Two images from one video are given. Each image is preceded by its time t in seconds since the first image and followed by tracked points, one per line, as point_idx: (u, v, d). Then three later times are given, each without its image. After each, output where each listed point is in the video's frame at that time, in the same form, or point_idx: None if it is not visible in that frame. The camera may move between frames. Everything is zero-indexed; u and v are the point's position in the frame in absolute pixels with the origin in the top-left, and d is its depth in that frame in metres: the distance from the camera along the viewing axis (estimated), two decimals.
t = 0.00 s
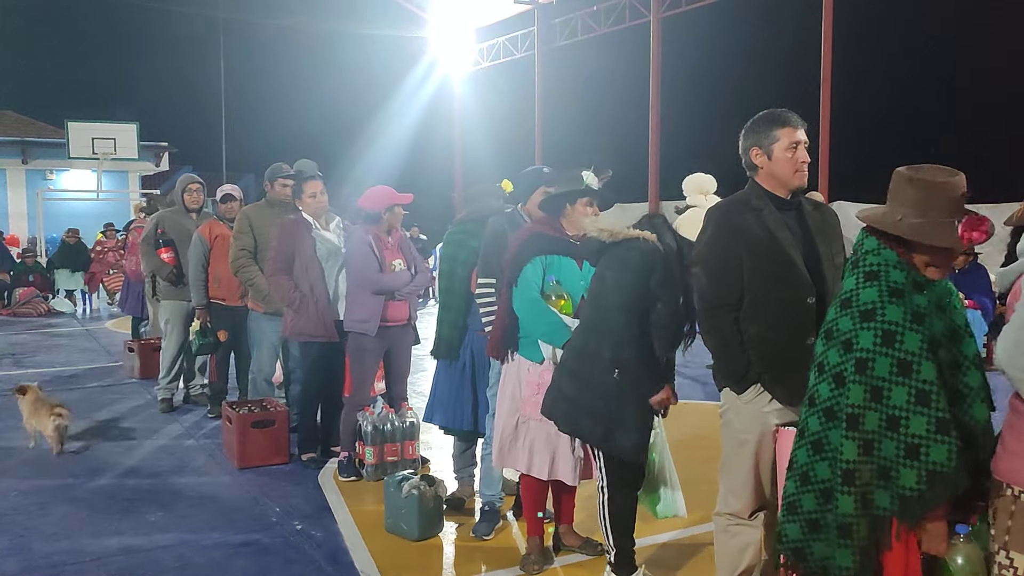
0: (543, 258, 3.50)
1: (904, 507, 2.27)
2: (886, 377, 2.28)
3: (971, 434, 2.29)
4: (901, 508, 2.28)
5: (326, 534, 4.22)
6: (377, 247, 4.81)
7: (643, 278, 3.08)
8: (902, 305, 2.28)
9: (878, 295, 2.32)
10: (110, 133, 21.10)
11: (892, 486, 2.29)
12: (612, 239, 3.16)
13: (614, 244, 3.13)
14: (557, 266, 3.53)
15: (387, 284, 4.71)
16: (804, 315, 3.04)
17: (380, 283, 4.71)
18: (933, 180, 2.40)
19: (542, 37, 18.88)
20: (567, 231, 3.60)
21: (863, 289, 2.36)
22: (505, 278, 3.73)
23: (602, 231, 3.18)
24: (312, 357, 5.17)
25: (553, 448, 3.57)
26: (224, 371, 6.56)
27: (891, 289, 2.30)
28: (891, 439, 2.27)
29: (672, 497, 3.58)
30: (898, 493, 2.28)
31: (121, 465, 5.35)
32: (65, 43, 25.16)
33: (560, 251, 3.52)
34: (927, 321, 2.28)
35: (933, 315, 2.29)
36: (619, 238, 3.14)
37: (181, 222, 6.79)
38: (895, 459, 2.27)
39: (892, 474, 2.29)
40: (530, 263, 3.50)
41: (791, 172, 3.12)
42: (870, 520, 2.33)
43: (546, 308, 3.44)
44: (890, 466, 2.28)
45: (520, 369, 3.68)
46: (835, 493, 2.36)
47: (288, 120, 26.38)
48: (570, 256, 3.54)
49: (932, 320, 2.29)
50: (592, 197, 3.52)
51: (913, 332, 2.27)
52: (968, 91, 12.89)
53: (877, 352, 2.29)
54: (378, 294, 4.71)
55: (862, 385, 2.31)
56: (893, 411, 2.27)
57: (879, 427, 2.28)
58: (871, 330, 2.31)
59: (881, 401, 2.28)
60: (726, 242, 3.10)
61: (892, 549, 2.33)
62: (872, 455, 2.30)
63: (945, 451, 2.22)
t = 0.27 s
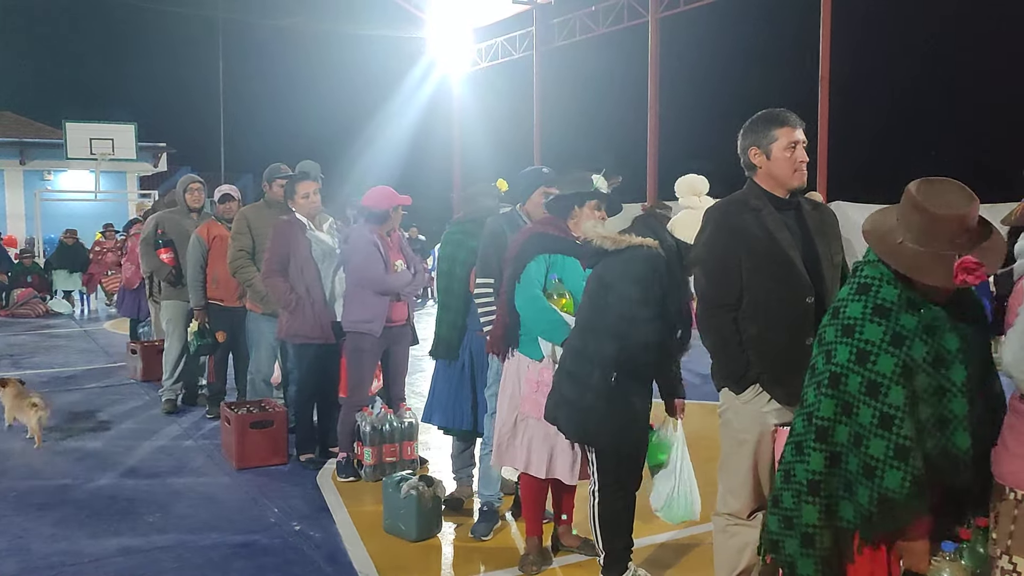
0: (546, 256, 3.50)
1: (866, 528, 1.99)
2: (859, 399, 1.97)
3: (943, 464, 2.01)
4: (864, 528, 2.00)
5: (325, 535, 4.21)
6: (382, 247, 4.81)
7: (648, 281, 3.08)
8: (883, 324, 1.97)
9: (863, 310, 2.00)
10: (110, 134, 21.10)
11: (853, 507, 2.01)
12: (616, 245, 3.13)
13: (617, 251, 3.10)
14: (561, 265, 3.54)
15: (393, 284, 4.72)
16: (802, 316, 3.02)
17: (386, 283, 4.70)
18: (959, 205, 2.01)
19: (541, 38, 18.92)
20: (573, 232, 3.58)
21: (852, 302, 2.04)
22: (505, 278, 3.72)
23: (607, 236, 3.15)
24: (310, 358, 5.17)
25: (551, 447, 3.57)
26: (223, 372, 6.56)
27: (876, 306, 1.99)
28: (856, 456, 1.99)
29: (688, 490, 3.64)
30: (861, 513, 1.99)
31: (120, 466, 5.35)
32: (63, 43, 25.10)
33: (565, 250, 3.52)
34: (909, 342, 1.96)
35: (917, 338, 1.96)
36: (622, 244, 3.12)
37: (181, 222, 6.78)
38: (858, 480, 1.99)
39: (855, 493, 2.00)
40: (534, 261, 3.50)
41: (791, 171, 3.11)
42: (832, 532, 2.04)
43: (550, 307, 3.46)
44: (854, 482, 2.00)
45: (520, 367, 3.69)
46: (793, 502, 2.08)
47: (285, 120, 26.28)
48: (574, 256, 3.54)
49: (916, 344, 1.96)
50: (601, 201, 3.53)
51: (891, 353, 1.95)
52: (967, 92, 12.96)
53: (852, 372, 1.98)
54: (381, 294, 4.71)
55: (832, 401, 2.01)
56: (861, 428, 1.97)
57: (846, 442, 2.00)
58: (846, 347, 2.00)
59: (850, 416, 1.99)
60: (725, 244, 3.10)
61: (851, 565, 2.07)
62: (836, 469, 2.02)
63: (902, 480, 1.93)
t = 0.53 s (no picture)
0: (548, 256, 3.50)
1: (839, 546, 2.05)
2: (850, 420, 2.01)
3: (933, 500, 1.95)
4: (838, 545, 2.05)
5: (325, 536, 4.21)
6: (387, 249, 4.83)
7: (655, 283, 3.07)
8: (879, 351, 1.97)
9: (861, 333, 2.01)
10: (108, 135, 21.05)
11: (838, 523, 2.05)
12: (625, 249, 3.12)
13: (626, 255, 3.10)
14: (564, 264, 3.53)
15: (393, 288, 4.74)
16: (802, 317, 3.02)
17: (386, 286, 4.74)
18: (971, 243, 1.95)
19: (541, 38, 18.85)
20: (577, 234, 3.61)
21: (853, 323, 2.05)
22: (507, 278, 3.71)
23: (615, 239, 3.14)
24: (306, 359, 5.12)
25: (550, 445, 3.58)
26: (223, 373, 6.56)
27: (874, 333, 1.99)
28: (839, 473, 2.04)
29: (708, 492, 3.90)
30: (836, 530, 2.05)
31: (120, 467, 5.35)
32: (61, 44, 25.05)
33: (568, 251, 3.52)
34: (902, 371, 1.95)
35: (913, 368, 1.95)
36: (632, 250, 3.11)
37: (182, 223, 6.78)
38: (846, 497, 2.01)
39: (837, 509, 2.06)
40: (537, 260, 3.49)
41: (791, 172, 3.10)
42: (808, 542, 2.12)
43: (550, 306, 3.43)
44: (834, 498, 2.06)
45: (520, 366, 3.70)
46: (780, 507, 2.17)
47: (283, 121, 26.25)
48: (578, 257, 3.53)
49: (910, 372, 1.95)
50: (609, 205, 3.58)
51: (880, 382, 1.96)
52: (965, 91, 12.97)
53: (845, 395, 2.02)
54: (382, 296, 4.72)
55: (827, 419, 2.07)
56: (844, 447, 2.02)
57: (832, 458, 2.06)
58: (843, 369, 2.03)
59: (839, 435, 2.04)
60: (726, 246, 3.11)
61: None
62: (821, 482, 2.09)
63: (881, 506, 1.95)
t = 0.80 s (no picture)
0: (552, 257, 3.51)
1: None
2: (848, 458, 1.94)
3: (934, 549, 1.84)
4: None
5: (326, 538, 4.20)
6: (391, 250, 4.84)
7: (659, 284, 3.07)
8: (876, 392, 1.86)
9: (861, 371, 1.88)
10: (109, 136, 21.06)
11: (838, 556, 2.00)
12: (623, 245, 3.14)
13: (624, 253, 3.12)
14: (566, 265, 3.54)
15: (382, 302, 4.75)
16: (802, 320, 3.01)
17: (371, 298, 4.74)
18: (998, 297, 1.73)
19: (541, 40, 18.87)
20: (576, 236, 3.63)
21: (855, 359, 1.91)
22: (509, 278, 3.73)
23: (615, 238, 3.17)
24: (307, 360, 5.14)
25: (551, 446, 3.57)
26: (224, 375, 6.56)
27: (873, 374, 1.86)
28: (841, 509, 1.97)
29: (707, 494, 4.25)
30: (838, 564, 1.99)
31: (121, 469, 5.34)
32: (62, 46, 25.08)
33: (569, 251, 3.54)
34: (901, 416, 1.84)
35: (910, 414, 1.84)
36: (631, 245, 3.14)
37: (183, 224, 6.77)
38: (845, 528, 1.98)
39: (844, 542, 1.99)
40: (540, 260, 3.50)
41: (791, 173, 3.10)
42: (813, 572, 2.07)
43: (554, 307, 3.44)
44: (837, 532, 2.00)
45: (523, 367, 3.69)
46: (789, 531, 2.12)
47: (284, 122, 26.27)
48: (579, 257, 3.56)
49: (908, 419, 1.84)
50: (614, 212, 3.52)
51: (878, 424, 1.86)
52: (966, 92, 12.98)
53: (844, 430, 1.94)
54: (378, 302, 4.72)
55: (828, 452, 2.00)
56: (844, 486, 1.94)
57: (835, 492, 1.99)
58: (842, 406, 1.94)
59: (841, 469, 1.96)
60: (726, 245, 3.10)
61: None
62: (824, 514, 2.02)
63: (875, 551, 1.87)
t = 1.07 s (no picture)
0: (554, 260, 3.53)
1: None
2: (821, 489, 1.81)
3: None
4: None
5: (326, 541, 4.20)
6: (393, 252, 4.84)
7: (663, 287, 3.08)
8: (859, 431, 1.71)
9: (847, 405, 1.73)
10: (110, 139, 21.06)
11: None
12: (626, 248, 3.14)
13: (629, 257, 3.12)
14: (568, 267, 3.56)
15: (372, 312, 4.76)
16: (803, 321, 3.01)
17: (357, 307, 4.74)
18: (985, 346, 1.58)
19: (542, 42, 18.88)
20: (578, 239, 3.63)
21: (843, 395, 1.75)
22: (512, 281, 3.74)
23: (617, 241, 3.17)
24: (307, 362, 5.13)
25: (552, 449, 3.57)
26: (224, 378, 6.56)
27: (858, 412, 1.71)
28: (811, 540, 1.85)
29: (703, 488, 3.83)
30: None
31: (121, 472, 5.34)
32: (64, 49, 25.15)
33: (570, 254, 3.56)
34: (881, 457, 1.70)
35: (889, 455, 1.70)
36: (635, 249, 3.13)
37: (184, 227, 6.79)
38: (804, 565, 1.85)
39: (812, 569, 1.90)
40: (542, 263, 3.52)
41: (791, 176, 3.10)
42: None
43: (554, 309, 3.42)
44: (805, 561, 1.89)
45: (525, 369, 3.69)
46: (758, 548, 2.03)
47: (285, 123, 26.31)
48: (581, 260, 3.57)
49: (886, 460, 1.70)
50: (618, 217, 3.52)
51: (854, 461, 1.73)
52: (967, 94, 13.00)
53: (820, 460, 1.81)
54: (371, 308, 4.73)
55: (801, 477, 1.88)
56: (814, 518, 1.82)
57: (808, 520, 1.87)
58: (821, 436, 1.81)
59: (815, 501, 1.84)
60: (727, 248, 3.10)
61: None
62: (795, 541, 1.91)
63: None
